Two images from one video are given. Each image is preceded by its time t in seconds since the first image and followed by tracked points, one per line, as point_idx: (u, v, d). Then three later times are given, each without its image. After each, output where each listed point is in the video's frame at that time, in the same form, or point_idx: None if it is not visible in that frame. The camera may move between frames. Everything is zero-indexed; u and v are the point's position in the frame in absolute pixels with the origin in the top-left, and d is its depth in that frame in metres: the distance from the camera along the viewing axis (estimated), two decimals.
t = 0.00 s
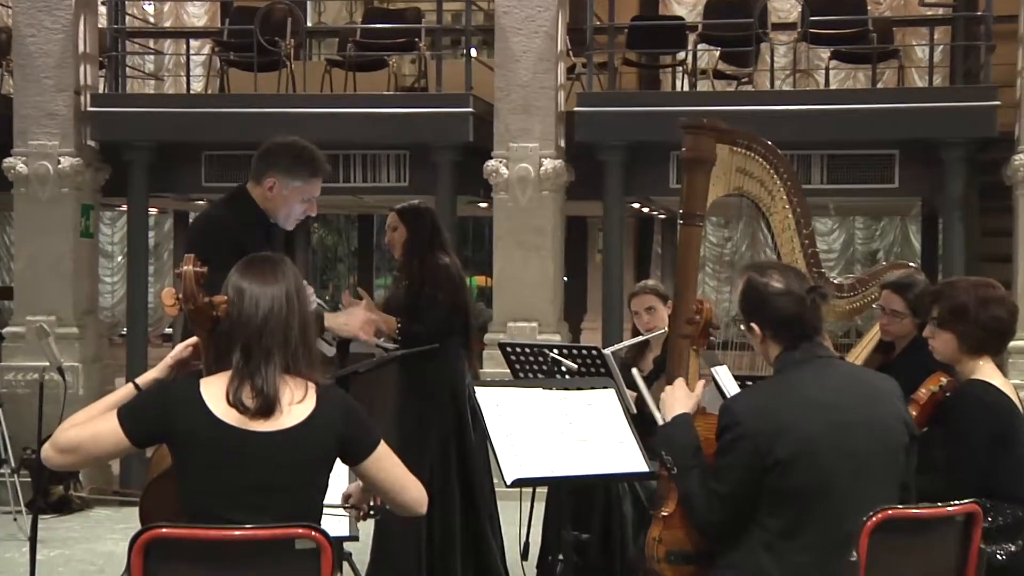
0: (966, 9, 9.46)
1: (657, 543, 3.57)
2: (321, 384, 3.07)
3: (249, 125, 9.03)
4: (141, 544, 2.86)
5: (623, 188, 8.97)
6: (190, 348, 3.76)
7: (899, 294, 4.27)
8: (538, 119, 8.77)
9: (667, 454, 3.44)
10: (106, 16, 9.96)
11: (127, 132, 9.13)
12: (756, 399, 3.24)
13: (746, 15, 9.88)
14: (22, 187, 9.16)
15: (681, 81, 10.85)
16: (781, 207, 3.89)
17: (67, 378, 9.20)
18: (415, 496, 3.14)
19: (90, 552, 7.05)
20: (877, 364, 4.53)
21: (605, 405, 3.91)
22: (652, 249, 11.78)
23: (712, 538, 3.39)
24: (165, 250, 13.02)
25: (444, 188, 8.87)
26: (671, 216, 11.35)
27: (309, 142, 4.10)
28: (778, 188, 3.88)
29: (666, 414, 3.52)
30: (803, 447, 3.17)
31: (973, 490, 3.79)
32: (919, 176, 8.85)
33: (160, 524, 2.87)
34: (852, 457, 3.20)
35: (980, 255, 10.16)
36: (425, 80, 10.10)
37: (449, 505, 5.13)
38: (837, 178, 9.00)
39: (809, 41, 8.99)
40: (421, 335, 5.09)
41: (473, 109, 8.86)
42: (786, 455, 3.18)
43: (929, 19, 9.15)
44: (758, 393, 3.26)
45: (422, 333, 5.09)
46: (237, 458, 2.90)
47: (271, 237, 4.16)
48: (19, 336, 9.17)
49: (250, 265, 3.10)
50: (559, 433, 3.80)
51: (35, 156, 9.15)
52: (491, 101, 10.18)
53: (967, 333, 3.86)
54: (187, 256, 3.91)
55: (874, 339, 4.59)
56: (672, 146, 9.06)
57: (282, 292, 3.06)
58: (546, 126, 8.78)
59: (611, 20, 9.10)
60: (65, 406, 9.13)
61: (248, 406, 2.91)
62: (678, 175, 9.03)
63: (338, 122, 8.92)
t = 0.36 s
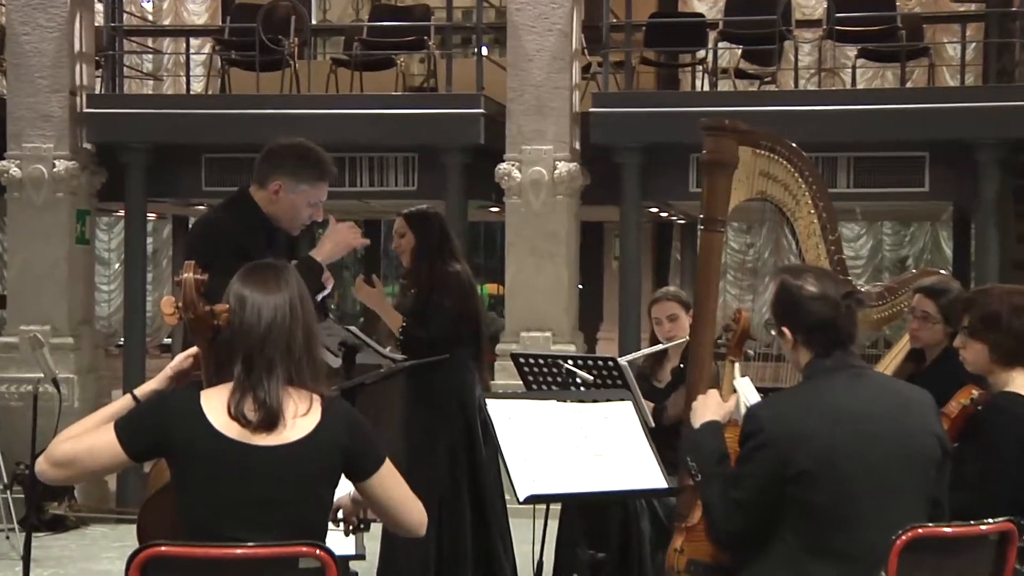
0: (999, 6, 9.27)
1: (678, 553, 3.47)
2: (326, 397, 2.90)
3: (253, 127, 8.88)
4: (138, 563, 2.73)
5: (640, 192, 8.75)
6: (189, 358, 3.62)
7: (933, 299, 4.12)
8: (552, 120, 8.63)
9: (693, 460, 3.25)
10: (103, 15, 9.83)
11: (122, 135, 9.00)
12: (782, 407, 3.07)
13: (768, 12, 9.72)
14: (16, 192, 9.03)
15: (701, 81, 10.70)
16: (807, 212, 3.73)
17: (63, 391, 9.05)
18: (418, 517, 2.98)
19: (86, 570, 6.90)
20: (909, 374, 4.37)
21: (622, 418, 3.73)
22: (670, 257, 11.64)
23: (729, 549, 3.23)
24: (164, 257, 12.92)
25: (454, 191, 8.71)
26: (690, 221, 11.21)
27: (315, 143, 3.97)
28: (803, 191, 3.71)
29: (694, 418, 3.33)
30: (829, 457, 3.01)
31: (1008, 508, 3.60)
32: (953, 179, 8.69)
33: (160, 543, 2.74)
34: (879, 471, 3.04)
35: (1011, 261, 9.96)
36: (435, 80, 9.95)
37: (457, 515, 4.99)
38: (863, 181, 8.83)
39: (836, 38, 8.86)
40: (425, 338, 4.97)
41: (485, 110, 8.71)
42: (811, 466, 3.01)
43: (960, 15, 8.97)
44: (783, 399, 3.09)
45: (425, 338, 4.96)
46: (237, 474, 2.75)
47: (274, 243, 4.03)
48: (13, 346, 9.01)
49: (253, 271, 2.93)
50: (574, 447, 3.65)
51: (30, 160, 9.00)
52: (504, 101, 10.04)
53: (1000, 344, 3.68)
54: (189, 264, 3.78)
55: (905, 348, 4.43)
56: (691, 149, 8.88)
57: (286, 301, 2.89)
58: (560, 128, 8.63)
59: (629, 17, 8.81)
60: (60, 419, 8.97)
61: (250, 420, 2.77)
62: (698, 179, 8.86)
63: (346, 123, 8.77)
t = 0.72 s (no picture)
0: None
1: (701, 563, 3.38)
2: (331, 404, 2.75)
3: (256, 124, 8.69)
4: None
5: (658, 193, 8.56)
6: (189, 365, 3.48)
7: (965, 302, 4.02)
8: (567, 117, 8.45)
9: (719, 466, 3.08)
10: (101, 9, 9.66)
11: (120, 132, 8.78)
12: (809, 409, 2.92)
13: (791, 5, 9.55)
14: (9, 191, 8.75)
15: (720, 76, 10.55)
16: (833, 211, 3.54)
17: (58, 397, 8.76)
18: (418, 536, 2.84)
19: None
20: (939, 382, 4.20)
21: (640, 426, 3.59)
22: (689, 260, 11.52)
23: (751, 562, 3.07)
24: (161, 260, 12.87)
25: (465, 190, 8.53)
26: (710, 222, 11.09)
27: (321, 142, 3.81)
28: (829, 188, 3.54)
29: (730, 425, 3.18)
30: (858, 463, 2.85)
31: None
32: (990, 178, 8.40)
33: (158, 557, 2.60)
34: (910, 480, 2.87)
35: None
36: (445, 75, 9.80)
37: (468, 521, 4.87)
38: (890, 179, 8.60)
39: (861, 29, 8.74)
40: (434, 341, 4.84)
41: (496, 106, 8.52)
42: (836, 472, 2.86)
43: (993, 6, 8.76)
44: (810, 402, 2.94)
45: (434, 343, 4.83)
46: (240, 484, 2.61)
47: (276, 248, 3.88)
48: (7, 352, 8.71)
49: (255, 274, 2.78)
50: (590, 457, 3.50)
51: (24, 157, 8.74)
52: (517, 97, 9.93)
53: None
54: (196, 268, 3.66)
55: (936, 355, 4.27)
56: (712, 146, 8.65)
57: (290, 305, 2.74)
58: (575, 125, 8.45)
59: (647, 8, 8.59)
60: (55, 429, 8.66)
61: (253, 428, 2.63)
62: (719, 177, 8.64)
63: (352, 121, 8.60)
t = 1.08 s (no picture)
0: None
1: None
2: (336, 409, 2.61)
3: (254, 118, 8.46)
4: None
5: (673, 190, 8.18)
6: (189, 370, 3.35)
7: (994, 307, 4.00)
8: (580, 111, 8.18)
9: (734, 474, 2.95)
10: None
11: (112, 128, 8.55)
12: (836, 412, 2.77)
13: None
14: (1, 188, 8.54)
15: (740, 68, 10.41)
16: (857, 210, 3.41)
17: (50, 403, 8.57)
18: (410, 547, 2.72)
19: None
20: (969, 388, 4.20)
21: (655, 432, 3.44)
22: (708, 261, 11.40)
23: (772, 570, 2.92)
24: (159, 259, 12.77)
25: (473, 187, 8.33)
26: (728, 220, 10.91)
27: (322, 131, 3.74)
28: (854, 186, 3.38)
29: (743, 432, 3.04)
30: (886, 466, 2.70)
31: None
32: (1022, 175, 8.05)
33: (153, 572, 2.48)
34: (942, 488, 2.71)
35: None
36: (451, 66, 9.62)
37: (478, 531, 4.74)
38: (916, 173, 8.20)
39: (888, 19, 8.56)
40: (441, 343, 4.71)
41: (506, 100, 8.29)
42: (865, 476, 2.71)
43: None
44: (837, 403, 2.80)
45: (440, 348, 4.71)
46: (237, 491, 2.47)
47: (280, 248, 3.73)
48: None
49: (256, 275, 2.64)
50: (603, 465, 3.35)
51: (15, 153, 8.51)
52: (528, 88, 9.88)
53: None
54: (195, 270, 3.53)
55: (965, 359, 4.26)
56: (730, 142, 8.30)
57: (292, 306, 2.60)
58: (588, 118, 8.18)
59: None
60: (47, 435, 8.49)
61: (253, 435, 2.49)
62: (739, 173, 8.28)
63: (355, 115, 8.36)
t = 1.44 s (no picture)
0: None
1: None
2: (335, 415, 2.49)
3: (249, 111, 8.27)
4: None
5: (687, 188, 8.04)
6: (184, 375, 3.21)
7: None
8: (588, 105, 8.00)
9: (746, 467, 2.82)
10: None
11: (103, 122, 8.37)
12: (863, 413, 2.63)
13: None
14: None
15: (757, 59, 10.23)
16: (878, 207, 3.28)
17: (36, 410, 8.44)
18: (413, 562, 2.60)
19: None
20: (997, 391, 4.12)
21: (667, 440, 3.30)
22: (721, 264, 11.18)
23: None
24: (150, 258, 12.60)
25: (478, 183, 8.13)
26: (743, 219, 10.73)
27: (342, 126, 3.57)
28: (873, 182, 3.27)
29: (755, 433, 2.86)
30: (918, 469, 2.56)
31: None
32: None
33: None
34: (975, 496, 2.56)
35: None
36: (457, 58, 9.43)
37: (483, 541, 4.61)
38: (943, 171, 8.06)
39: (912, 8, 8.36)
40: (445, 345, 4.56)
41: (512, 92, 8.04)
42: (895, 480, 2.56)
43: None
44: (867, 404, 2.65)
45: (445, 355, 4.56)
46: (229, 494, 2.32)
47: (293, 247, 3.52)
48: None
49: (252, 275, 2.52)
50: (613, 474, 3.22)
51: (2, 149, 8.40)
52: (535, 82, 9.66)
53: None
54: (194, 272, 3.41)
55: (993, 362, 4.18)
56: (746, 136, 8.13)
57: (289, 308, 2.47)
58: (598, 112, 8.00)
59: None
60: (33, 442, 8.39)
61: (249, 442, 2.36)
62: (754, 169, 8.11)
63: (354, 107, 8.16)
